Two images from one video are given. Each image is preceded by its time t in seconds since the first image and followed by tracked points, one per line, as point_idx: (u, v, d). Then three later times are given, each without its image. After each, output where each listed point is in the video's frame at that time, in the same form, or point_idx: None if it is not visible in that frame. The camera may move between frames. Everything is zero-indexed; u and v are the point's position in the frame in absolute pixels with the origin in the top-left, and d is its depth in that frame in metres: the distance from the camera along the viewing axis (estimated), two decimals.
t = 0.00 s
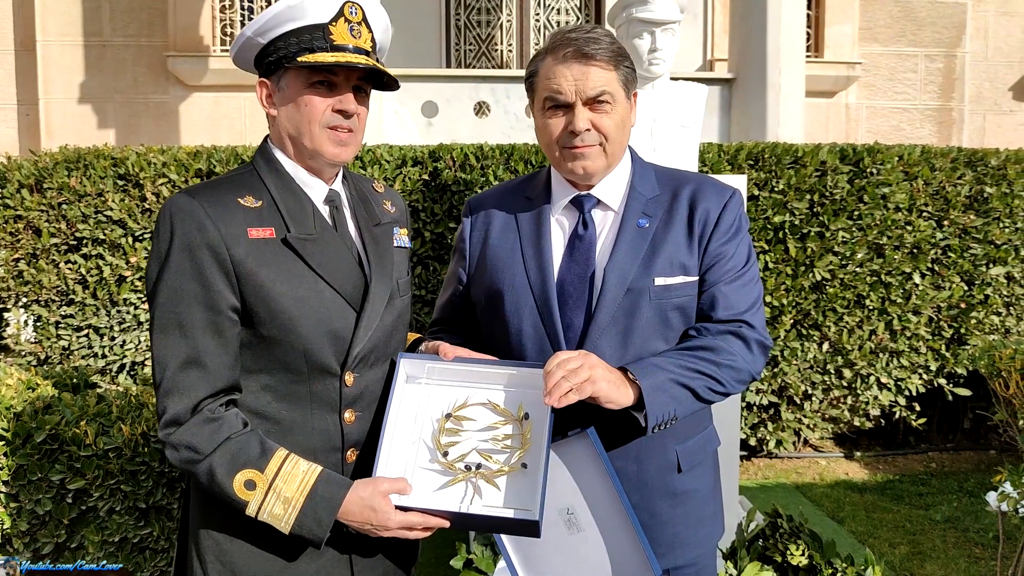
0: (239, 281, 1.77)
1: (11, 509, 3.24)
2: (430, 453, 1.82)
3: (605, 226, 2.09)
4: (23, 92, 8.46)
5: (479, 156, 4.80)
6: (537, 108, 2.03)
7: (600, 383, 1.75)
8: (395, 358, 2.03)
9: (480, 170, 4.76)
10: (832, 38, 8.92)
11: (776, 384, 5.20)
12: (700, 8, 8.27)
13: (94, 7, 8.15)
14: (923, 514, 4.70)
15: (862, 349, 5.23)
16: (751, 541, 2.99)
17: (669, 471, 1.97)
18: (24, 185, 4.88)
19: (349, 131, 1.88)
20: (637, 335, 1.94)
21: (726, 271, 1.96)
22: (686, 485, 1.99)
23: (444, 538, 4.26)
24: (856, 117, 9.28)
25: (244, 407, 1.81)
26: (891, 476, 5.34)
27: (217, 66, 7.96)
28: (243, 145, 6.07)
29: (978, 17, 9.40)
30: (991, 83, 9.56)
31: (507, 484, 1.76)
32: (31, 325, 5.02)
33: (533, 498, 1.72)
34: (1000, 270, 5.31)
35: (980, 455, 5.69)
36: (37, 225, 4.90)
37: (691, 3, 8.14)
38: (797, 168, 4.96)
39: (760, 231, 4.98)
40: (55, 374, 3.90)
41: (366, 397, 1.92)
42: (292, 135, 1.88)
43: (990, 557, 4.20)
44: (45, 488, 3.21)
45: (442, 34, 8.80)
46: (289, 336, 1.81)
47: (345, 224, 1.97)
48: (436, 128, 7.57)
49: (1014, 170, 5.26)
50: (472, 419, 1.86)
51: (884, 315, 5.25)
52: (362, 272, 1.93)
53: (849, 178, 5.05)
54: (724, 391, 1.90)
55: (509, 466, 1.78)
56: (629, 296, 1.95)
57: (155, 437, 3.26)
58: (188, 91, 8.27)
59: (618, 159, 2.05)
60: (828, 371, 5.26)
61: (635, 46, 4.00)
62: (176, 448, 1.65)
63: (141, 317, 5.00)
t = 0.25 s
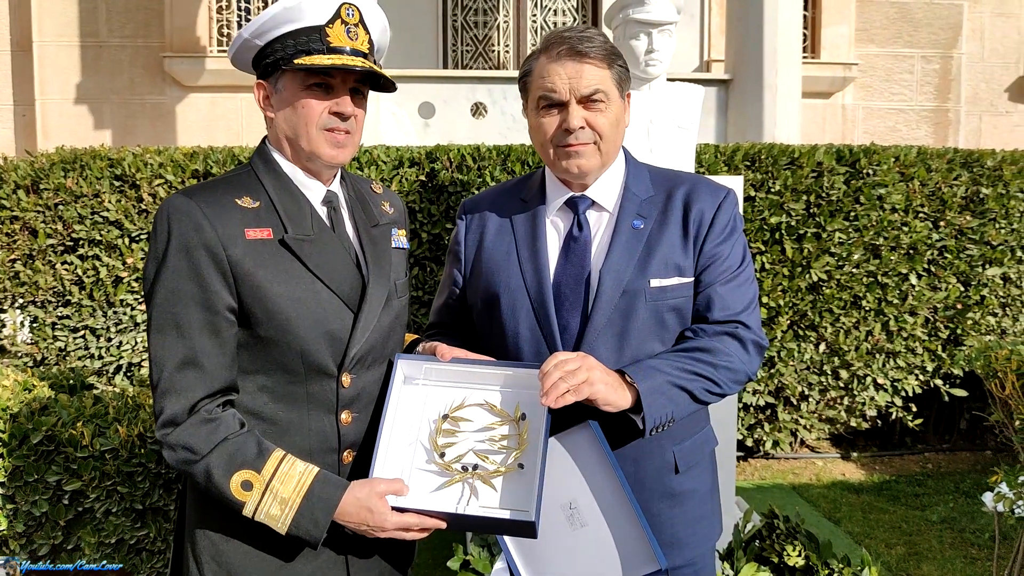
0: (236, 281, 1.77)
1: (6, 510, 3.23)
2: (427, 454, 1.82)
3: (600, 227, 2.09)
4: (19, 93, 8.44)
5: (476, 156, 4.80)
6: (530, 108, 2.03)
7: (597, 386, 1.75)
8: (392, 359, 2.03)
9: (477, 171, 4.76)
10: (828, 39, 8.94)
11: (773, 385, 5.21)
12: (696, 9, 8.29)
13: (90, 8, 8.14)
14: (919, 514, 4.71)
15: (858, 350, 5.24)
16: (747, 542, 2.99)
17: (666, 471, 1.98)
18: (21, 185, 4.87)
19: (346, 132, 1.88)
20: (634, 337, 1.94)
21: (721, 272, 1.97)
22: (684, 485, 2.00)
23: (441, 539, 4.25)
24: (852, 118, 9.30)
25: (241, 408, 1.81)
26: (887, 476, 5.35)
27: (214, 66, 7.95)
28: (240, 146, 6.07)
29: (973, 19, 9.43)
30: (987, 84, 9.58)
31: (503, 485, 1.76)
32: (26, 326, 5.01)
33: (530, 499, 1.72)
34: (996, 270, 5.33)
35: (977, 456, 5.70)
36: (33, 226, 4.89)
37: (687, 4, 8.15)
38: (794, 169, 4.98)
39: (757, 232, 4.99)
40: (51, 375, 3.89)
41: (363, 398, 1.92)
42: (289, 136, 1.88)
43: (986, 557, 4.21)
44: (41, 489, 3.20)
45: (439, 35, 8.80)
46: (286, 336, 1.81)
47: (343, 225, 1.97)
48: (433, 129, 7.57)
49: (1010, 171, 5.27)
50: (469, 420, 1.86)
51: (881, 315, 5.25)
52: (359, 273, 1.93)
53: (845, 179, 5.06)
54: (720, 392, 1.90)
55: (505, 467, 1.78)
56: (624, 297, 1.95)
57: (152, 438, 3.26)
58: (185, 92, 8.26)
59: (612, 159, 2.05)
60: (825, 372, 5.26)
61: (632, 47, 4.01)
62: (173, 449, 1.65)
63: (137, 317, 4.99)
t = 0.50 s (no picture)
0: (235, 281, 1.77)
1: (4, 511, 3.23)
2: (425, 454, 1.82)
3: (598, 228, 2.09)
4: (17, 94, 8.43)
5: (474, 157, 4.80)
6: (527, 110, 2.04)
7: (595, 386, 1.75)
8: (391, 359, 2.03)
9: (474, 171, 4.76)
10: (826, 40, 8.95)
11: (770, 385, 5.21)
12: (694, 10, 8.30)
13: (88, 9, 8.13)
14: (916, 515, 4.71)
15: (856, 351, 5.25)
16: (745, 542, 2.99)
17: (665, 472, 1.98)
18: (18, 186, 4.87)
19: (346, 134, 1.88)
20: (632, 337, 1.95)
21: (719, 272, 1.97)
22: (682, 486, 2.00)
23: (438, 540, 4.25)
24: (850, 119, 9.31)
25: (240, 408, 1.81)
26: (885, 477, 5.36)
27: (211, 67, 7.95)
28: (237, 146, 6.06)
29: (970, 20, 9.45)
30: (984, 85, 9.59)
31: (501, 484, 1.76)
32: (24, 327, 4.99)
33: (528, 498, 1.72)
34: (993, 271, 5.33)
35: (974, 457, 5.71)
36: (30, 227, 4.88)
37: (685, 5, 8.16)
38: (791, 169, 4.98)
39: (754, 232, 5.00)
40: (49, 376, 3.89)
41: (362, 399, 1.92)
42: (288, 137, 1.88)
43: (984, 557, 4.22)
44: (39, 490, 3.20)
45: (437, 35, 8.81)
46: (284, 336, 1.81)
47: (342, 226, 1.97)
48: (431, 130, 7.57)
49: (1007, 172, 5.29)
50: (468, 419, 1.86)
51: (878, 316, 5.26)
52: (358, 274, 1.93)
53: (842, 179, 5.07)
54: (719, 392, 1.91)
55: (503, 466, 1.78)
56: (622, 298, 1.96)
57: (150, 439, 3.26)
58: (182, 92, 8.25)
59: (610, 160, 2.05)
60: (823, 372, 5.27)
61: (629, 48, 4.01)
62: (172, 449, 1.66)
63: (135, 318, 4.99)
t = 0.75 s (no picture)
0: (234, 281, 1.77)
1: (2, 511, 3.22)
2: (424, 454, 1.82)
3: (597, 228, 2.09)
4: (14, 93, 8.42)
5: (472, 157, 4.80)
6: (526, 110, 2.04)
7: (594, 387, 1.75)
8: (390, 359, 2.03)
9: (473, 171, 4.76)
10: (823, 41, 8.97)
11: (768, 385, 5.22)
12: (692, 10, 8.30)
13: (86, 8, 8.12)
14: (914, 514, 4.72)
15: (854, 350, 5.25)
16: (744, 542, 2.99)
17: (664, 473, 1.98)
18: (16, 186, 4.86)
19: (349, 136, 1.89)
20: (631, 338, 1.95)
21: (719, 272, 1.97)
22: (682, 486, 2.00)
23: (437, 539, 4.25)
24: (847, 119, 9.32)
25: (239, 407, 1.81)
26: (883, 477, 5.36)
27: (209, 67, 7.94)
28: (236, 146, 6.06)
29: (968, 20, 9.46)
30: (981, 85, 9.61)
31: (500, 484, 1.76)
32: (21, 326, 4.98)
33: (526, 499, 1.72)
34: (991, 271, 5.34)
35: (972, 456, 5.72)
36: (28, 227, 4.87)
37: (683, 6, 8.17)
38: (790, 169, 4.98)
39: (752, 232, 5.00)
40: (47, 376, 3.89)
41: (361, 399, 1.92)
42: (290, 138, 1.88)
43: (981, 557, 4.23)
44: (37, 490, 3.19)
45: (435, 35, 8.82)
46: (283, 336, 1.81)
47: (341, 225, 1.97)
48: (430, 130, 7.56)
49: (1005, 172, 5.30)
50: (466, 419, 1.86)
51: (876, 316, 5.27)
52: (357, 273, 1.93)
53: (840, 179, 5.08)
54: (719, 392, 1.91)
55: (502, 466, 1.78)
56: (622, 298, 1.96)
57: (148, 438, 3.25)
58: (180, 92, 8.24)
59: (607, 161, 2.05)
60: (821, 372, 5.28)
61: (628, 48, 4.01)
62: (170, 448, 1.65)
63: (133, 318, 4.99)
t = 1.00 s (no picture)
0: (231, 279, 1.76)
1: None
2: (421, 452, 1.81)
3: (595, 226, 2.09)
4: (11, 92, 8.40)
5: (470, 156, 4.80)
6: (519, 105, 2.04)
7: (590, 384, 1.75)
8: (387, 357, 2.02)
9: (471, 170, 4.76)
10: (822, 40, 8.97)
11: (766, 384, 5.22)
12: (690, 9, 8.30)
13: (83, 7, 8.10)
14: (912, 513, 4.72)
15: (852, 349, 5.25)
16: (742, 541, 2.99)
17: (662, 472, 1.98)
18: (13, 184, 4.85)
19: (350, 135, 1.89)
20: (628, 336, 1.95)
21: (718, 270, 1.96)
22: (679, 485, 2.00)
23: (435, 538, 4.24)
24: (845, 118, 9.32)
25: (235, 405, 1.81)
26: (881, 476, 5.37)
27: (207, 65, 7.93)
28: (234, 144, 6.05)
29: (966, 20, 9.47)
30: (979, 85, 9.62)
31: (497, 483, 1.76)
32: (19, 325, 4.97)
33: (523, 497, 1.72)
34: (989, 270, 5.34)
35: (969, 455, 5.73)
36: (25, 225, 4.86)
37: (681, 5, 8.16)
38: (788, 168, 4.98)
39: (751, 231, 5.00)
40: (45, 374, 3.89)
41: (358, 397, 1.92)
42: (289, 136, 1.87)
43: (979, 556, 4.23)
44: (34, 489, 3.18)
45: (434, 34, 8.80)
46: (280, 334, 1.80)
47: (339, 224, 1.96)
48: (428, 129, 7.55)
49: (1003, 171, 5.30)
50: (463, 418, 1.86)
51: (874, 315, 5.27)
52: (354, 272, 1.93)
53: (839, 179, 5.07)
54: (717, 391, 1.91)
55: (499, 465, 1.78)
56: (619, 296, 1.95)
57: (146, 437, 3.25)
58: (178, 91, 8.23)
59: (597, 162, 2.03)
60: (819, 371, 5.28)
61: (626, 47, 4.01)
62: (167, 446, 1.65)
63: (130, 317, 4.98)
